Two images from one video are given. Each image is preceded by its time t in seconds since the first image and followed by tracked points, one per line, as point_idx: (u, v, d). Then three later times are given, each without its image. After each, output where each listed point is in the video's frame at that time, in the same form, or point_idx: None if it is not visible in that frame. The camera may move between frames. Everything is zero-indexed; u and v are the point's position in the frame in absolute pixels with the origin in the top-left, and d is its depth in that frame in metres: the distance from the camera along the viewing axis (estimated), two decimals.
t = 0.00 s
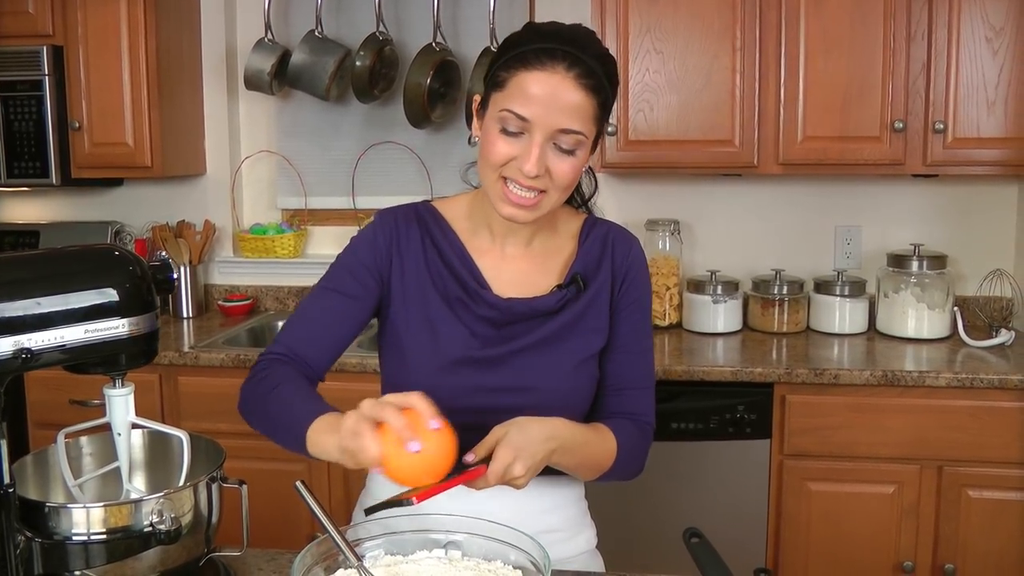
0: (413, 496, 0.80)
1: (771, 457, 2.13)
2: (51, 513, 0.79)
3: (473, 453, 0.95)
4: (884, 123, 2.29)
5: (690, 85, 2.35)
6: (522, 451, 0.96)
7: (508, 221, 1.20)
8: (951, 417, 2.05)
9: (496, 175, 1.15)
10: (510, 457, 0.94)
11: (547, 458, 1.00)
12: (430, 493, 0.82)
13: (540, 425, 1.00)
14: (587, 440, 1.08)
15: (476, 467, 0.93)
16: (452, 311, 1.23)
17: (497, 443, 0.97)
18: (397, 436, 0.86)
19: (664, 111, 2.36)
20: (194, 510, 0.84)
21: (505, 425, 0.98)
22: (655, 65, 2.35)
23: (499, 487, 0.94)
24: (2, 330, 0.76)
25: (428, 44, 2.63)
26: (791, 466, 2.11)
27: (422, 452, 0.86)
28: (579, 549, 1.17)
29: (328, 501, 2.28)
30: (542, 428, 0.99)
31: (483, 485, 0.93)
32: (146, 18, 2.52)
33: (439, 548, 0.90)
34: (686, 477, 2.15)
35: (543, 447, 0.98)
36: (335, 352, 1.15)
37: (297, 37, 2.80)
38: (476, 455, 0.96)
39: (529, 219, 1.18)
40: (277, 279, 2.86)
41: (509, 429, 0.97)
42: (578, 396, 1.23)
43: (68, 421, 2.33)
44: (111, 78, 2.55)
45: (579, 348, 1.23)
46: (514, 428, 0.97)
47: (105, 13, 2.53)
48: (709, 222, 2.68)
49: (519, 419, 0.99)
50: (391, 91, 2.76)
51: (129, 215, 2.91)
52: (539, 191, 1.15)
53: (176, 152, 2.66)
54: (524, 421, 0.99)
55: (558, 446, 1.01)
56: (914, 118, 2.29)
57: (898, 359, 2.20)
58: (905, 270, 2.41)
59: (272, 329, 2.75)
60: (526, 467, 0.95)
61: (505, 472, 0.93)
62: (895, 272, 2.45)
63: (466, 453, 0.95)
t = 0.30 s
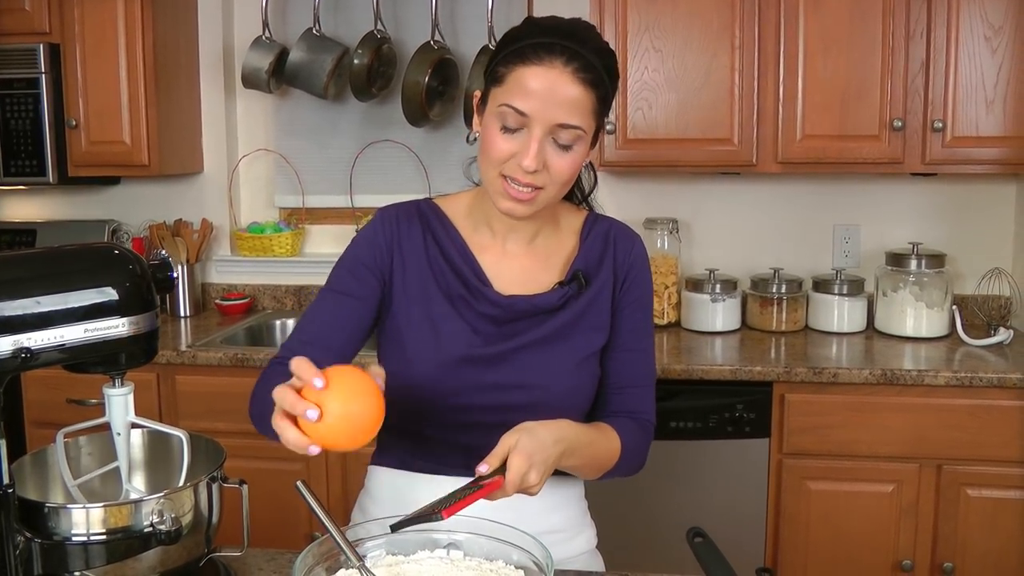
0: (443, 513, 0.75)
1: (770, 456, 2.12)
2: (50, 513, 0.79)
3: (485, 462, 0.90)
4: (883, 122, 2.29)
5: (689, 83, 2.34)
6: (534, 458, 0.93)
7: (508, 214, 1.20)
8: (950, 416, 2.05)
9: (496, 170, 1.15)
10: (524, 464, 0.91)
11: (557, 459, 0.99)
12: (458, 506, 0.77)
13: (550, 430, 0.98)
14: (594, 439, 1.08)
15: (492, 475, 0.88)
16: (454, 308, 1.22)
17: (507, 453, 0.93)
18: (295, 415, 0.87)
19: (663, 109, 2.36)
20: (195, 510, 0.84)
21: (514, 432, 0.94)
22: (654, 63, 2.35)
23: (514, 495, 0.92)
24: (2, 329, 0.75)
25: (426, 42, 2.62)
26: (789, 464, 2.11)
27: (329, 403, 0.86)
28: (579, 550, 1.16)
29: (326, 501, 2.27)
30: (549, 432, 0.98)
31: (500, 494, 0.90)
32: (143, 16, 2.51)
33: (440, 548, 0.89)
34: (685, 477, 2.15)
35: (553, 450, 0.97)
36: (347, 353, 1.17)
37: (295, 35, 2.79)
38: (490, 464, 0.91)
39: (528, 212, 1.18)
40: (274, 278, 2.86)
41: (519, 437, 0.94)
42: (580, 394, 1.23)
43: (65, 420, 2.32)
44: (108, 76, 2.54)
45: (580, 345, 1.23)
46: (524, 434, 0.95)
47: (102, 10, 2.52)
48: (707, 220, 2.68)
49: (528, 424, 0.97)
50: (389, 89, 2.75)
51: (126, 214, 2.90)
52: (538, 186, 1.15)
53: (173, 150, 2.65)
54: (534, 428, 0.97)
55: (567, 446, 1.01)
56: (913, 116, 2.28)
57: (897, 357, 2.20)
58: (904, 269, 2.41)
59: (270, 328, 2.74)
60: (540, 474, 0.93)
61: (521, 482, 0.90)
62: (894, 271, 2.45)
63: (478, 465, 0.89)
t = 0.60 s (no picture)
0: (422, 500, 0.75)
1: (769, 454, 2.12)
2: (51, 515, 0.78)
3: (477, 455, 0.89)
4: (881, 119, 2.29)
5: (686, 81, 2.34)
6: (526, 453, 0.92)
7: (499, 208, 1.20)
8: (949, 413, 2.05)
9: (484, 165, 1.14)
10: (515, 459, 0.89)
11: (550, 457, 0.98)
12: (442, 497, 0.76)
13: (542, 426, 0.98)
14: (589, 437, 1.08)
15: (482, 469, 0.87)
16: (448, 309, 1.22)
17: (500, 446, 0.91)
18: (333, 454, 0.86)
19: (660, 108, 2.36)
20: (196, 511, 0.84)
21: (508, 427, 0.93)
22: (651, 61, 2.34)
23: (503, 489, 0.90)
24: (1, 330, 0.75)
25: (423, 41, 2.62)
26: (788, 462, 2.11)
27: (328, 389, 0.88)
28: (580, 552, 1.16)
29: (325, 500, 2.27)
30: (541, 428, 0.97)
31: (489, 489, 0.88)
32: (140, 16, 2.50)
33: (443, 548, 0.89)
34: (684, 475, 2.15)
35: (545, 446, 0.96)
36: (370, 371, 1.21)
37: (291, 34, 2.79)
38: (481, 457, 0.88)
39: (518, 206, 1.18)
40: (272, 277, 2.85)
41: (513, 432, 0.93)
42: (578, 391, 1.22)
43: (63, 421, 2.31)
44: (104, 75, 2.54)
45: (576, 340, 1.23)
46: (518, 430, 0.94)
47: (98, 10, 2.51)
48: (704, 218, 2.67)
49: (520, 419, 0.96)
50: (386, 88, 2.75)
51: (122, 214, 2.89)
52: (526, 179, 1.14)
53: (170, 149, 2.64)
54: (526, 424, 0.96)
55: (558, 442, 1.00)
56: (911, 114, 2.28)
57: (895, 354, 2.20)
58: (901, 266, 2.41)
59: (267, 327, 2.74)
60: (530, 470, 0.92)
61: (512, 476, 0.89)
62: (892, 268, 2.45)
63: (470, 458, 0.88)
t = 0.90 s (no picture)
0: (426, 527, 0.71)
1: (767, 453, 2.13)
2: (50, 515, 0.78)
3: (473, 470, 0.87)
4: (879, 119, 2.29)
5: (684, 81, 2.34)
6: (522, 465, 0.91)
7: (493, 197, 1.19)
8: (947, 413, 2.05)
9: (479, 148, 1.13)
10: (512, 472, 0.88)
11: (546, 464, 0.98)
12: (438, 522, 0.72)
13: (537, 435, 0.97)
14: (584, 441, 1.07)
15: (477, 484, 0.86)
16: (440, 312, 1.22)
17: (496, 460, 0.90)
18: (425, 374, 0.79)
19: (658, 107, 2.36)
20: (195, 511, 0.83)
21: (504, 438, 0.92)
22: (649, 60, 2.34)
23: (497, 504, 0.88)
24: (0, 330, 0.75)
25: (421, 40, 2.61)
26: (786, 462, 2.11)
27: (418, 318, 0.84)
28: (581, 556, 1.16)
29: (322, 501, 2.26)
30: (536, 436, 0.96)
31: (486, 506, 0.87)
32: (137, 15, 2.50)
33: (443, 549, 0.89)
34: (682, 474, 2.15)
35: (541, 454, 0.95)
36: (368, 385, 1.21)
37: (288, 33, 2.78)
38: (477, 472, 0.88)
39: (516, 191, 1.15)
40: (269, 277, 2.85)
41: (509, 444, 0.92)
42: (576, 390, 1.22)
43: (60, 421, 2.31)
44: (101, 75, 2.53)
45: (571, 339, 1.22)
46: (514, 441, 0.93)
47: (95, 9, 2.51)
48: (702, 218, 2.67)
49: (516, 429, 0.95)
50: (383, 87, 2.75)
51: (118, 213, 2.88)
52: (524, 158, 1.13)
53: (167, 149, 2.64)
54: (522, 434, 0.95)
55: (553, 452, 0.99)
56: (909, 113, 2.29)
57: (892, 354, 2.20)
58: (899, 266, 2.42)
59: (265, 327, 2.73)
60: (526, 482, 0.91)
61: (508, 490, 0.87)
62: (889, 268, 2.45)
63: (465, 472, 0.87)
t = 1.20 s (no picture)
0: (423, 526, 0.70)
1: (765, 452, 2.13)
2: (50, 516, 0.78)
3: (472, 468, 0.87)
4: (876, 118, 2.29)
5: (682, 80, 2.34)
6: (523, 466, 0.90)
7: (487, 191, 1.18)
8: (945, 412, 2.06)
9: (472, 141, 1.13)
10: (511, 473, 0.87)
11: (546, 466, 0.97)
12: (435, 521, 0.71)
13: (538, 436, 0.97)
14: (585, 445, 1.07)
15: (477, 484, 0.84)
16: (438, 311, 1.21)
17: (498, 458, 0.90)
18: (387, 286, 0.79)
19: (656, 107, 2.36)
20: (195, 512, 0.83)
21: (505, 438, 0.92)
22: (647, 60, 2.34)
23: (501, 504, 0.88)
24: None
25: (418, 40, 2.61)
26: (784, 461, 2.11)
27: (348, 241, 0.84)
28: (583, 558, 1.16)
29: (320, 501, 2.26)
30: (538, 438, 0.96)
31: (484, 506, 0.85)
32: (134, 14, 2.49)
33: (443, 549, 0.89)
34: (681, 474, 2.15)
35: (541, 456, 0.95)
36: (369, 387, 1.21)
37: (285, 32, 2.77)
38: (475, 469, 0.87)
39: (511, 181, 1.15)
40: (266, 276, 2.84)
41: (511, 444, 0.91)
42: (576, 391, 1.22)
43: (57, 421, 2.30)
44: (97, 74, 2.52)
45: (571, 340, 1.21)
46: (515, 441, 0.92)
47: (92, 8, 2.50)
48: (699, 217, 2.67)
49: (517, 429, 0.95)
50: (381, 86, 2.74)
51: (115, 212, 2.88)
52: (517, 148, 1.12)
53: (164, 148, 2.63)
54: (524, 434, 0.95)
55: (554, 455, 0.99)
56: (906, 113, 2.29)
57: (890, 353, 2.20)
58: (897, 265, 2.42)
59: (262, 326, 2.72)
60: (526, 483, 0.90)
61: (508, 490, 0.87)
62: (887, 267, 2.46)
63: (463, 470, 0.86)
